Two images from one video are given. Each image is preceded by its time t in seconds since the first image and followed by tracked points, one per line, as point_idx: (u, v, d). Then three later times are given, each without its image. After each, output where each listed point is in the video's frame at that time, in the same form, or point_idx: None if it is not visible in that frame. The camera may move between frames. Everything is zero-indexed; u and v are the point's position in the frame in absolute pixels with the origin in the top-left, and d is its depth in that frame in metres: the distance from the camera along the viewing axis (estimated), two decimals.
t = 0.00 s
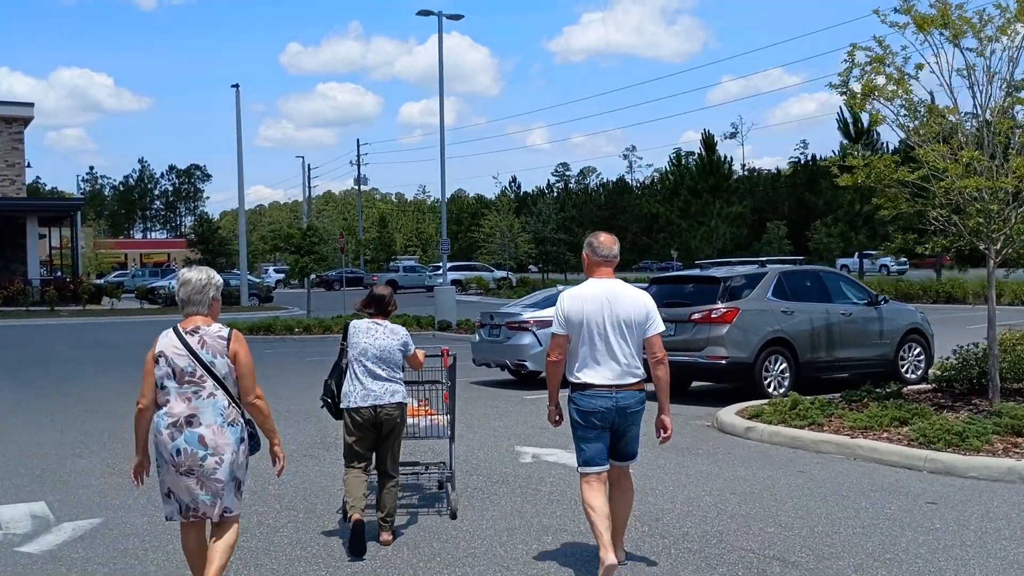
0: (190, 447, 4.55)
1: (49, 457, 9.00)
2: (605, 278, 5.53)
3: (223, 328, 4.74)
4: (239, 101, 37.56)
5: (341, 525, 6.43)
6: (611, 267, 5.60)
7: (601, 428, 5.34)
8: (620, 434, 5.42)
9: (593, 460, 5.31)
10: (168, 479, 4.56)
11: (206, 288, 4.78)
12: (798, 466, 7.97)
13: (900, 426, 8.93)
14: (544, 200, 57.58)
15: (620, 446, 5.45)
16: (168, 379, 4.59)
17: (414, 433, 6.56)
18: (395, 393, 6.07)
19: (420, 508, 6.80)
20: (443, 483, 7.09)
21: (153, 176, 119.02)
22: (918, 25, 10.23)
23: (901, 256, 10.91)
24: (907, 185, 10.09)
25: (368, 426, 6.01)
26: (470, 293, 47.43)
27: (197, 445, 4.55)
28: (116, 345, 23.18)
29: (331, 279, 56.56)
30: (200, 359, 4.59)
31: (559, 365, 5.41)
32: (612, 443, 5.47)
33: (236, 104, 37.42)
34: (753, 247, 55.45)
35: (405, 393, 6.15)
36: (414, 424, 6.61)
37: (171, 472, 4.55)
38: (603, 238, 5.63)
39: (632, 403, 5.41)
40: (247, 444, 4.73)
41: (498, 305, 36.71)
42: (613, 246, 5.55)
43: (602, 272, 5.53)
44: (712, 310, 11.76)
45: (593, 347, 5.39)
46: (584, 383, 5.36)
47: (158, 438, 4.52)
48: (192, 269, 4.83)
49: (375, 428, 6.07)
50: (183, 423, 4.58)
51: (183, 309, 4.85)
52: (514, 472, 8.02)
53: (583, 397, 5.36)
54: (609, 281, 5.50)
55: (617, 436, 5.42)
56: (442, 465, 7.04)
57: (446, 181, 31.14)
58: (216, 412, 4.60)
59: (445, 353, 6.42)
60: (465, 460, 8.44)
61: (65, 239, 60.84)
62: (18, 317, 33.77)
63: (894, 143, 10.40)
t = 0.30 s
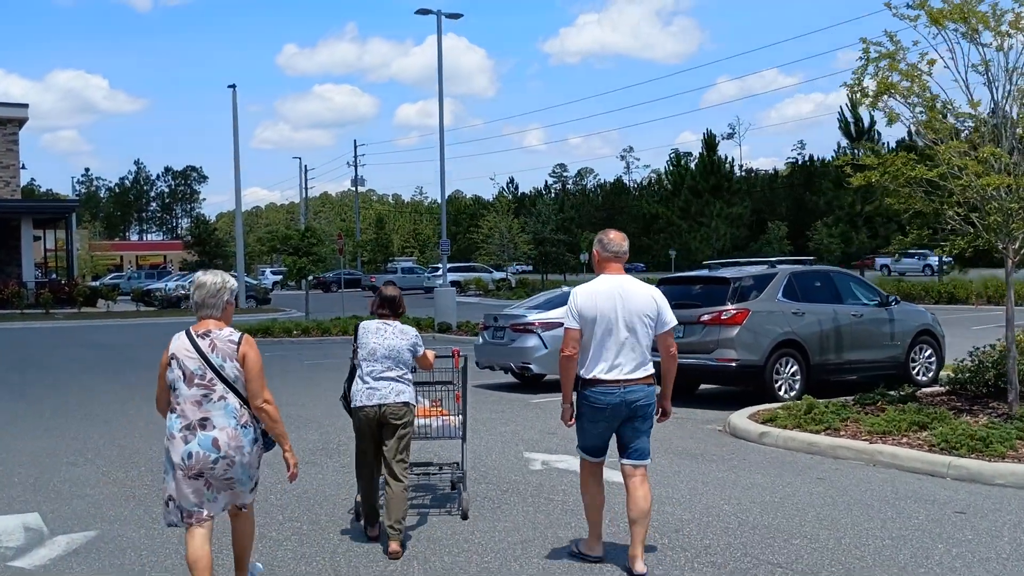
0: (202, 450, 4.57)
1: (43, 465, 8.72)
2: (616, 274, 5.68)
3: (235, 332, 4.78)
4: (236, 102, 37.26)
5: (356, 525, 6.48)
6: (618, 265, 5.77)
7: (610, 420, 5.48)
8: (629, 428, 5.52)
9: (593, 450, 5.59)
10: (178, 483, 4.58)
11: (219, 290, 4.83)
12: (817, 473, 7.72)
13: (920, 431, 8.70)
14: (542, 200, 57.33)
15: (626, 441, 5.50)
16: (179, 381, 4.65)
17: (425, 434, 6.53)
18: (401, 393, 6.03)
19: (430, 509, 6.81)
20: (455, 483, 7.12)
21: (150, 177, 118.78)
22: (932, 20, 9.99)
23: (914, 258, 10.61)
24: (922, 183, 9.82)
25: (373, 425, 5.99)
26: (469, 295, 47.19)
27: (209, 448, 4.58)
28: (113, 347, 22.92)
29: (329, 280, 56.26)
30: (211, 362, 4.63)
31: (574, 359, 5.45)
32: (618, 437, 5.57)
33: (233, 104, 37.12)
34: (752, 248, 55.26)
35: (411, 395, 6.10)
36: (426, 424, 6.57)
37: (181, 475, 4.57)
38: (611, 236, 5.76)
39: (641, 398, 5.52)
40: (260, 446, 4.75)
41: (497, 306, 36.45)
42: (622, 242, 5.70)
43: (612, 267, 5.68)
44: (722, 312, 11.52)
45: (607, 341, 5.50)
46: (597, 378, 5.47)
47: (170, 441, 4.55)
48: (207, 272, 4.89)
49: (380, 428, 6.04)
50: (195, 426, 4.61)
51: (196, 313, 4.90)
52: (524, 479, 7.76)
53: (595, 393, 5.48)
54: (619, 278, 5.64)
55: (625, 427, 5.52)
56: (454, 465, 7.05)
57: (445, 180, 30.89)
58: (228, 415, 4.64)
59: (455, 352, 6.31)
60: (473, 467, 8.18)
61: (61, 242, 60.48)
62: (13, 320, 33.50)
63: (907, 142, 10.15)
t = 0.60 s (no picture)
0: (215, 445, 4.65)
1: (31, 472, 8.45)
2: (604, 280, 5.79)
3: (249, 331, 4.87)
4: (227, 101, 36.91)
5: (357, 522, 6.59)
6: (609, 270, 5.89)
7: (598, 421, 5.61)
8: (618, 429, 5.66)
9: (588, 449, 5.68)
10: (192, 477, 4.67)
11: (236, 290, 4.94)
12: (829, 479, 7.51)
13: (932, 434, 8.48)
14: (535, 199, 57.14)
15: (616, 441, 5.64)
16: (193, 377, 4.71)
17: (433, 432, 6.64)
18: (400, 394, 6.04)
19: (437, 508, 6.82)
20: (464, 482, 7.13)
21: (140, 177, 118.23)
22: (943, 15, 9.81)
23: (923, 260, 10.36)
24: (931, 182, 9.63)
25: (373, 425, 6.01)
26: (463, 295, 46.97)
27: (222, 443, 4.65)
28: (102, 348, 22.63)
29: (321, 281, 55.91)
30: (225, 360, 4.70)
31: (562, 365, 5.65)
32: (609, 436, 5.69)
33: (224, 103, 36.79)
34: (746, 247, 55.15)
35: (412, 396, 6.11)
36: (435, 424, 6.67)
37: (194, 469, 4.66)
38: (600, 242, 5.88)
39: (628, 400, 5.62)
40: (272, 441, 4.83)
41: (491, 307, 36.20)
42: (609, 248, 5.82)
43: (601, 274, 5.80)
44: (725, 313, 11.32)
45: (594, 346, 5.64)
46: (586, 381, 5.61)
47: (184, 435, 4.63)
48: (225, 272, 4.99)
49: (382, 428, 6.06)
50: (209, 421, 4.69)
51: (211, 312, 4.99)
52: (528, 487, 7.52)
53: (584, 394, 5.62)
54: (607, 283, 5.77)
55: (613, 429, 5.64)
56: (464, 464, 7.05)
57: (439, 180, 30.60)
58: (241, 411, 4.71)
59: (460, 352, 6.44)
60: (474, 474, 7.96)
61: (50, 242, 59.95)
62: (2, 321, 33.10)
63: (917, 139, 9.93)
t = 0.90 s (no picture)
0: (227, 439, 4.87)
1: (22, 476, 8.21)
2: (606, 274, 6.02)
3: (259, 328, 5.07)
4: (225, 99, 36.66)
5: (368, 516, 6.62)
6: (610, 265, 6.11)
7: (602, 412, 5.79)
8: (622, 420, 5.86)
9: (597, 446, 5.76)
10: (205, 468, 4.89)
11: (243, 286, 5.10)
12: (848, 484, 7.26)
13: (953, 437, 8.23)
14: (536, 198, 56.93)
15: (620, 432, 5.83)
16: (205, 373, 4.91)
17: (448, 428, 6.70)
18: (415, 390, 5.97)
19: (448, 504, 6.87)
20: (480, 478, 7.22)
21: (139, 175, 118.14)
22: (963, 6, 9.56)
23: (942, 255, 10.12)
24: (949, 177, 9.44)
25: (387, 422, 5.94)
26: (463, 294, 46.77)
27: (233, 437, 4.87)
28: (99, 347, 22.40)
29: (320, 280, 55.71)
30: (237, 356, 4.90)
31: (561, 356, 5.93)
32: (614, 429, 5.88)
33: (223, 101, 36.58)
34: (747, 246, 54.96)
35: (427, 393, 6.04)
36: (449, 419, 6.73)
37: (208, 461, 4.87)
38: (602, 236, 6.12)
39: (630, 391, 5.85)
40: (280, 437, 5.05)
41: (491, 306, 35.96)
42: (610, 242, 6.04)
43: (602, 267, 6.05)
44: (735, 312, 11.08)
45: (593, 338, 5.85)
46: (587, 371, 5.82)
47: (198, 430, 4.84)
48: (232, 269, 5.15)
49: (397, 426, 5.99)
50: (219, 417, 4.90)
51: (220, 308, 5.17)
52: (538, 491, 7.27)
53: (587, 385, 5.83)
54: (607, 277, 5.99)
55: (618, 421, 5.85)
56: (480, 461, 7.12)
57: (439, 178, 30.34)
58: (251, 407, 4.93)
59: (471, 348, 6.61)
60: (482, 477, 7.69)
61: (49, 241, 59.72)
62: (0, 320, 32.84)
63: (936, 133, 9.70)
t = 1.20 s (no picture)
0: (235, 438, 4.94)
1: (15, 484, 7.98)
2: (613, 279, 6.09)
3: (263, 329, 5.16)
4: (226, 99, 36.49)
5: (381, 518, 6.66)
6: (618, 270, 6.18)
7: (609, 414, 5.89)
8: (626, 421, 5.95)
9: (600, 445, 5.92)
10: (212, 468, 4.95)
11: (246, 289, 5.19)
12: (865, 495, 7.05)
13: (971, 446, 8.02)
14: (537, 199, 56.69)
15: (625, 433, 5.91)
16: (212, 375, 4.99)
17: (464, 427, 6.76)
18: (428, 391, 6.18)
19: (460, 505, 6.93)
20: (492, 480, 7.21)
21: (139, 177, 117.89)
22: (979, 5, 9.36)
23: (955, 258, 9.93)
24: (963, 178, 9.27)
25: (401, 422, 6.14)
26: (464, 296, 46.50)
27: (242, 436, 4.94)
28: (96, 350, 22.13)
29: (320, 281, 55.44)
30: (243, 357, 4.99)
31: (571, 359, 5.96)
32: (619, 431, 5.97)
33: (222, 101, 36.39)
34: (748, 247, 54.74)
35: (440, 394, 6.24)
36: (462, 422, 6.77)
37: (217, 461, 4.94)
38: (609, 242, 6.17)
39: (637, 394, 5.93)
40: (287, 434, 5.11)
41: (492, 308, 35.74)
42: (617, 248, 6.11)
43: (609, 273, 6.12)
44: (743, 316, 10.85)
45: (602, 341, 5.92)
46: (595, 374, 5.90)
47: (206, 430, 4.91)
48: (233, 273, 5.25)
49: (411, 426, 6.18)
50: (227, 416, 4.97)
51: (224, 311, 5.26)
52: (545, 502, 7.05)
53: (594, 387, 5.91)
54: (615, 282, 6.05)
55: (623, 423, 5.94)
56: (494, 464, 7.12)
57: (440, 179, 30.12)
58: (258, 406, 5.00)
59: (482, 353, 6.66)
60: (487, 486, 7.48)
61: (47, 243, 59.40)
62: None
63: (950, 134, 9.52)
